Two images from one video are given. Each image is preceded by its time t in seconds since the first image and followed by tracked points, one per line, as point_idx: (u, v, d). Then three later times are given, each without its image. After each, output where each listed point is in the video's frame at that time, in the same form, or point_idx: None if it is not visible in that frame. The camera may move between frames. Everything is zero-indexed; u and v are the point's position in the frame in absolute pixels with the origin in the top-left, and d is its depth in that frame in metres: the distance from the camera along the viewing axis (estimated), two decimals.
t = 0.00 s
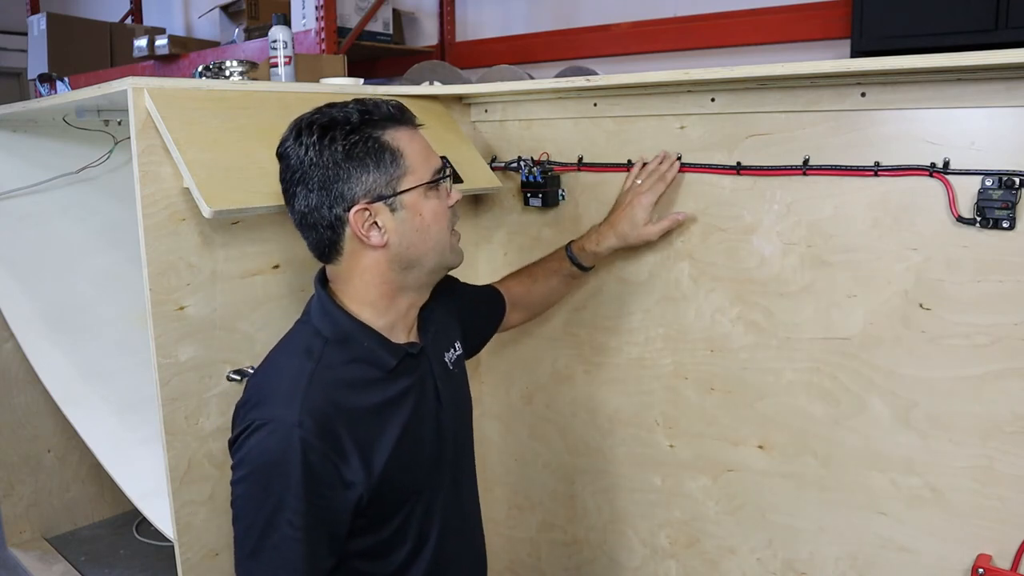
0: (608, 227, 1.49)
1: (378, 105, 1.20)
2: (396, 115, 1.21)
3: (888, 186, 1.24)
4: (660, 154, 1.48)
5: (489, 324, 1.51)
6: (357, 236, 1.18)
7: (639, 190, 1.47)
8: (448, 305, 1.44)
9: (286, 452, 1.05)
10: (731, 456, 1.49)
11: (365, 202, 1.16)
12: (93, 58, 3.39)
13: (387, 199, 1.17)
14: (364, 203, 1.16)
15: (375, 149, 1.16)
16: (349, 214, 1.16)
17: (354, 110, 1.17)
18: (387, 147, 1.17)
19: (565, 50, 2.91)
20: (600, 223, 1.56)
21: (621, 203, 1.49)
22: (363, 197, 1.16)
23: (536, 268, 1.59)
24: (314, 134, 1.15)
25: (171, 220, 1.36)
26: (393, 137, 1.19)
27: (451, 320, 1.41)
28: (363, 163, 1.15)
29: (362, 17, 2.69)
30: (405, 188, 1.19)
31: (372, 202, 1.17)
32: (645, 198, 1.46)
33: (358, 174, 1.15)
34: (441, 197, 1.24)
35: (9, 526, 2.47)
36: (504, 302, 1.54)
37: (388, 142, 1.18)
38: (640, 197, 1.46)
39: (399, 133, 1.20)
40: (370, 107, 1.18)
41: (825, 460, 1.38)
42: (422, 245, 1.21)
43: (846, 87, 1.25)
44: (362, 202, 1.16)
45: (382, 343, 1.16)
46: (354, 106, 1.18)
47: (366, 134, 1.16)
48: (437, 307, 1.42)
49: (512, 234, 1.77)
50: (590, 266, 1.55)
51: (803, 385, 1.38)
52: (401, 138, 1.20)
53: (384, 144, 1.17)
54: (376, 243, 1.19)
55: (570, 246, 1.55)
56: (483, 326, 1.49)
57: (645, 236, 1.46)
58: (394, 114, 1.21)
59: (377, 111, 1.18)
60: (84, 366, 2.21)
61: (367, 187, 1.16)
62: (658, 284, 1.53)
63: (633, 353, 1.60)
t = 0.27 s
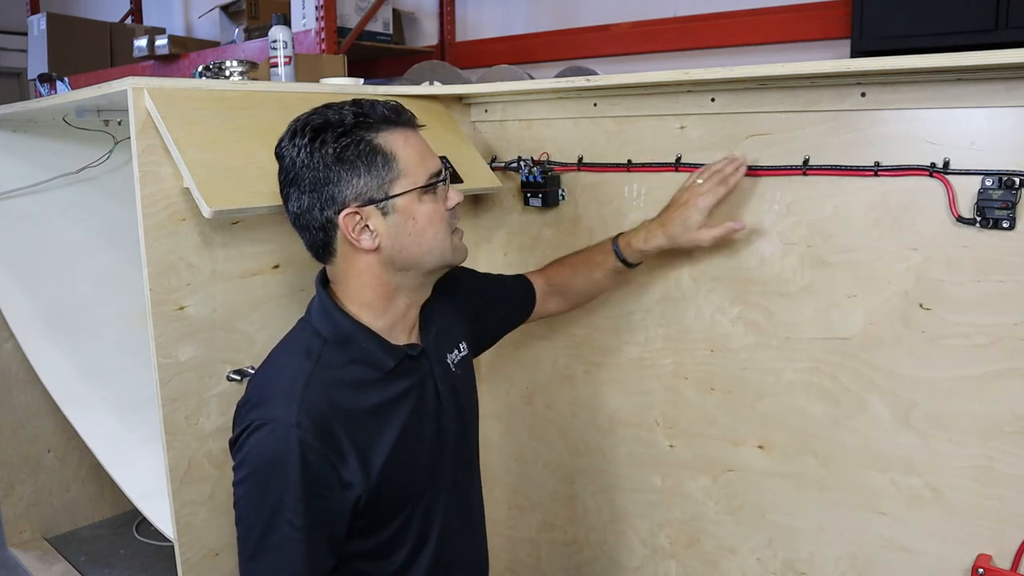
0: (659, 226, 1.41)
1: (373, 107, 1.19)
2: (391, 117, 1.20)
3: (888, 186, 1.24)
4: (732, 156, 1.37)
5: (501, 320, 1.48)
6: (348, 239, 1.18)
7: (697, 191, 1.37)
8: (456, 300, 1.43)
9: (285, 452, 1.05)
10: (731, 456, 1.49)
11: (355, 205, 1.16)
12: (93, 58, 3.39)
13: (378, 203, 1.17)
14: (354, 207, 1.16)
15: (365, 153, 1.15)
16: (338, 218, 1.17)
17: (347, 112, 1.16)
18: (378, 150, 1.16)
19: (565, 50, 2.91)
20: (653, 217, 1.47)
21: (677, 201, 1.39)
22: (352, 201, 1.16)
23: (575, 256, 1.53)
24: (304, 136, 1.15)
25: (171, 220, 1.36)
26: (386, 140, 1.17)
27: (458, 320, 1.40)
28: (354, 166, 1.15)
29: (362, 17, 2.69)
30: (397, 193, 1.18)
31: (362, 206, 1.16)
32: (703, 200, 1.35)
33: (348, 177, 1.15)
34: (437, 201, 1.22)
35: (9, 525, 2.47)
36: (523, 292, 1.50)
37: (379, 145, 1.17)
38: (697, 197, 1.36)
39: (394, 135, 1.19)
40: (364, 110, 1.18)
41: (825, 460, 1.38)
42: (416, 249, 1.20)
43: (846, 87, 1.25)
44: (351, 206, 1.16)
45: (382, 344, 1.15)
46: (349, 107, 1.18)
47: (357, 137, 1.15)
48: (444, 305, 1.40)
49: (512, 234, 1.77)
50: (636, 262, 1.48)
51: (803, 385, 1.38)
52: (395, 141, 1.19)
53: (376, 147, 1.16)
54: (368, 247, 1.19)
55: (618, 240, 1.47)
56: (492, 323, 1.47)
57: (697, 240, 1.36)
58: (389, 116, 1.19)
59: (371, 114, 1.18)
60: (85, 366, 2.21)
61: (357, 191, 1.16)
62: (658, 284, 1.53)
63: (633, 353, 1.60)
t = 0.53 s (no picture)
0: (709, 227, 1.37)
1: (359, 112, 1.17)
2: (376, 122, 1.17)
3: (888, 186, 1.24)
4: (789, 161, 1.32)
5: (512, 319, 1.47)
6: (330, 245, 1.20)
7: (750, 193, 1.33)
8: (467, 297, 1.40)
9: (282, 452, 1.05)
10: (731, 456, 1.49)
11: (330, 213, 1.17)
12: (93, 58, 3.38)
13: (351, 210, 1.16)
14: (329, 212, 1.17)
15: (340, 160, 1.15)
16: (316, 222, 1.19)
17: (330, 117, 1.16)
18: (354, 157, 1.15)
19: (565, 49, 2.91)
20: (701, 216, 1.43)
21: (727, 203, 1.36)
22: (328, 206, 1.17)
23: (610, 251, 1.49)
24: (291, 142, 1.18)
25: (171, 220, 1.36)
26: (364, 146, 1.15)
27: (467, 319, 1.37)
28: (331, 174, 1.16)
29: (362, 17, 2.69)
30: (371, 200, 1.16)
31: (337, 213, 1.17)
32: (755, 202, 1.32)
33: (325, 184, 1.16)
34: (419, 208, 1.18)
35: (9, 525, 2.47)
36: (543, 289, 1.48)
37: (356, 153, 1.15)
38: (750, 201, 1.32)
39: (378, 142, 1.17)
40: (349, 114, 1.16)
41: (825, 460, 1.38)
42: (394, 258, 1.18)
43: (846, 87, 1.25)
44: (328, 213, 1.17)
45: (382, 347, 1.14)
46: (336, 112, 1.17)
47: (334, 145, 1.15)
48: (454, 302, 1.38)
49: (512, 234, 1.77)
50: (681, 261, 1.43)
51: (803, 385, 1.38)
52: (377, 148, 1.16)
53: (352, 155, 1.15)
54: (348, 252, 1.20)
55: (662, 237, 1.43)
56: (501, 322, 1.45)
57: (748, 244, 1.33)
58: (374, 121, 1.17)
59: (354, 121, 1.16)
60: (85, 366, 2.20)
61: (332, 197, 1.16)
62: (658, 284, 1.53)
63: (633, 353, 1.60)
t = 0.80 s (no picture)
0: (755, 229, 1.30)
1: (357, 119, 1.14)
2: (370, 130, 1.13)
3: (886, 185, 1.24)
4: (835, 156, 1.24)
5: (526, 320, 1.43)
6: (323, 236, 1.23)
7: (800, 196, 1.25)
8: (479, 296, 1.38)
9: (273, 441, 1.06)
10: (732, 456, 1.49)
11: (314, 209, 1.19)
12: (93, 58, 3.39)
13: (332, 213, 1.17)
14: (318, 210, 1.19)
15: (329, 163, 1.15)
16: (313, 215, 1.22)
17: (331, 121, 1.15)
18: (338, 162, 1.14)
19: (565, 50, 2.91)
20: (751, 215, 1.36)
21: (777, 203, 1.27)
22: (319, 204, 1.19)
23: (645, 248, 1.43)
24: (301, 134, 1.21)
25: (171, 220, 1.36)
26: (349, 155, 1.13)
27: (483, 324, 1.35)
28: (318, 173, 1.17)
29: (362, 17, 2.69)
30: (343, 207, 1.15)
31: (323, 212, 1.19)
32: (806, 206, 1.24)
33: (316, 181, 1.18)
34: (386, 222, 1.13)
35: (9, 525, 2.47)
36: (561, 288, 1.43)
37: (337, 159, 1.14)
38: (802, 204, 1.24)
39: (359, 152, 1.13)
40: (347, 120, 1.14)
41: (825, 460, 1.38)
42: (356, 267, 1.16)
43: (846, 87, 1.25)
44: (316, 208, 1.19)
45: (380, 344, 1.14)
46: (339, 115, 1.16)
47: (322, 147, 1.15)
48: (467, 301, 1.36)
49: (512, 234, 1.77)
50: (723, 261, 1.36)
51: (803, 385, 1.38)
52: (357, 158, 1.13)
53: (335, 159, 1.14)
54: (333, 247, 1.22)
55: (704, 237, 1.37)
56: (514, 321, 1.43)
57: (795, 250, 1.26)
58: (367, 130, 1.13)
59: (342, 127, 1.14)
60: (85, 365, 2.20)
61: (322, 197, 1.18)
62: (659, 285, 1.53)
63: (633, 353, 1.60)
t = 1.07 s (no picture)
0: (795, 240, 1.28)
1: (372, 116, 1.15)
2: (382, 128, 1.14)
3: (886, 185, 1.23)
4: (874, 163, 1.23)
5: (539, 327, 1.43)
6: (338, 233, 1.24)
7: (842, 210, 1.24)
8: (492, 300, 1.38)
9: (274, 433, 1.06)
10: (732, 456, 1.49)
11: (329, 205, 1.20)
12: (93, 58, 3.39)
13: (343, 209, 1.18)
14: (331, 205, 1.21)
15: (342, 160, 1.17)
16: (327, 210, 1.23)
17: (348, 117, 1.17)
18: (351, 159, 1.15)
19: (565, 50, 2.91)
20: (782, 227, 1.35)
21: (818, 215, 1.26)
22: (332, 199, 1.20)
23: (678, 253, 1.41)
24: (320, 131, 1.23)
25: (171, 220, 1.36)
26: (361, 152, 1.14)
27: (495, 328, 1.35)
28: (333, 170, 1.19)
29: (362, 17, 2.69)
30: (353, 204, 1.16)
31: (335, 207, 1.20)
32: (848, 221, 1.24)
33: (331, 178, 1.20)
34: (393, 220, 1.14)
35: (9, 525, 2.47)
36: (584, 294, 1.42)
37: (350, 156, 1.16)
38: (847, 217, 1.24)
39: (371, 150, 1.14)
40: (362, 117, 1.15)
41: (825, 460, 1.38)
42: (364, 264, 1.17)
43: (846, 87, 1.25)
44: (330, 204, 1.21)
45: (385, 342, 1.14)
46: (356, 113, 1.17)
47: (337, 143, 1.17)
48: (480, 305, 1.35)
49: (512, 234, 1.77)
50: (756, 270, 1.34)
51: (803, 385, 1.38)
52: (368, 156, 1.14)
53: (348, 156, 1.16)
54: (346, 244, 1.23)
55: (740, 244, 1.35)
56: (527, 326, 1.42)
57: (836, 263, 1.26)
58: (381, 127, 1.14)
59: (356, 124, 1.15)
60: (85, 365, 2.20)
61: (335, 192, 1.19)
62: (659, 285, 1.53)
63: (633, 353, 1.60)
